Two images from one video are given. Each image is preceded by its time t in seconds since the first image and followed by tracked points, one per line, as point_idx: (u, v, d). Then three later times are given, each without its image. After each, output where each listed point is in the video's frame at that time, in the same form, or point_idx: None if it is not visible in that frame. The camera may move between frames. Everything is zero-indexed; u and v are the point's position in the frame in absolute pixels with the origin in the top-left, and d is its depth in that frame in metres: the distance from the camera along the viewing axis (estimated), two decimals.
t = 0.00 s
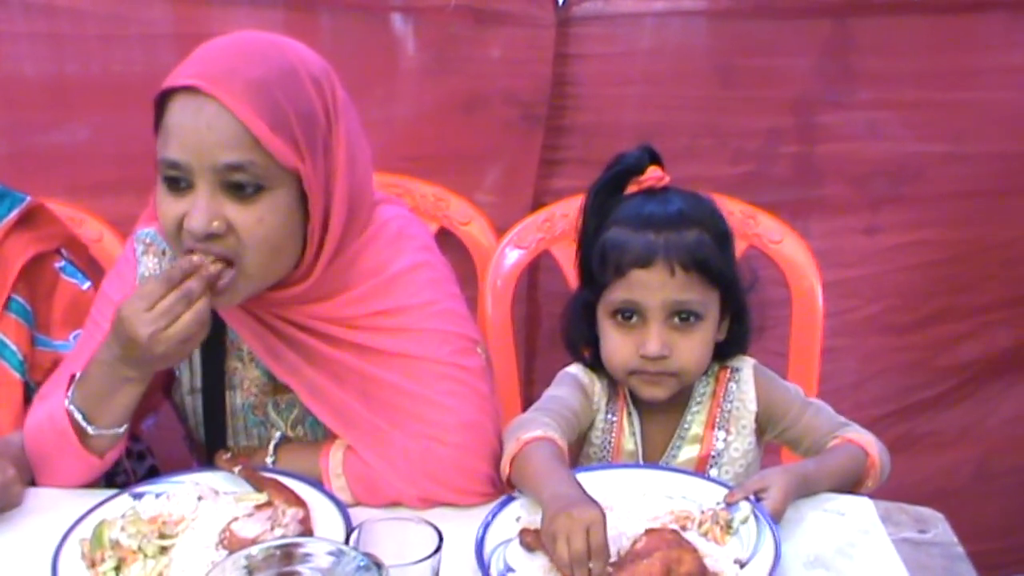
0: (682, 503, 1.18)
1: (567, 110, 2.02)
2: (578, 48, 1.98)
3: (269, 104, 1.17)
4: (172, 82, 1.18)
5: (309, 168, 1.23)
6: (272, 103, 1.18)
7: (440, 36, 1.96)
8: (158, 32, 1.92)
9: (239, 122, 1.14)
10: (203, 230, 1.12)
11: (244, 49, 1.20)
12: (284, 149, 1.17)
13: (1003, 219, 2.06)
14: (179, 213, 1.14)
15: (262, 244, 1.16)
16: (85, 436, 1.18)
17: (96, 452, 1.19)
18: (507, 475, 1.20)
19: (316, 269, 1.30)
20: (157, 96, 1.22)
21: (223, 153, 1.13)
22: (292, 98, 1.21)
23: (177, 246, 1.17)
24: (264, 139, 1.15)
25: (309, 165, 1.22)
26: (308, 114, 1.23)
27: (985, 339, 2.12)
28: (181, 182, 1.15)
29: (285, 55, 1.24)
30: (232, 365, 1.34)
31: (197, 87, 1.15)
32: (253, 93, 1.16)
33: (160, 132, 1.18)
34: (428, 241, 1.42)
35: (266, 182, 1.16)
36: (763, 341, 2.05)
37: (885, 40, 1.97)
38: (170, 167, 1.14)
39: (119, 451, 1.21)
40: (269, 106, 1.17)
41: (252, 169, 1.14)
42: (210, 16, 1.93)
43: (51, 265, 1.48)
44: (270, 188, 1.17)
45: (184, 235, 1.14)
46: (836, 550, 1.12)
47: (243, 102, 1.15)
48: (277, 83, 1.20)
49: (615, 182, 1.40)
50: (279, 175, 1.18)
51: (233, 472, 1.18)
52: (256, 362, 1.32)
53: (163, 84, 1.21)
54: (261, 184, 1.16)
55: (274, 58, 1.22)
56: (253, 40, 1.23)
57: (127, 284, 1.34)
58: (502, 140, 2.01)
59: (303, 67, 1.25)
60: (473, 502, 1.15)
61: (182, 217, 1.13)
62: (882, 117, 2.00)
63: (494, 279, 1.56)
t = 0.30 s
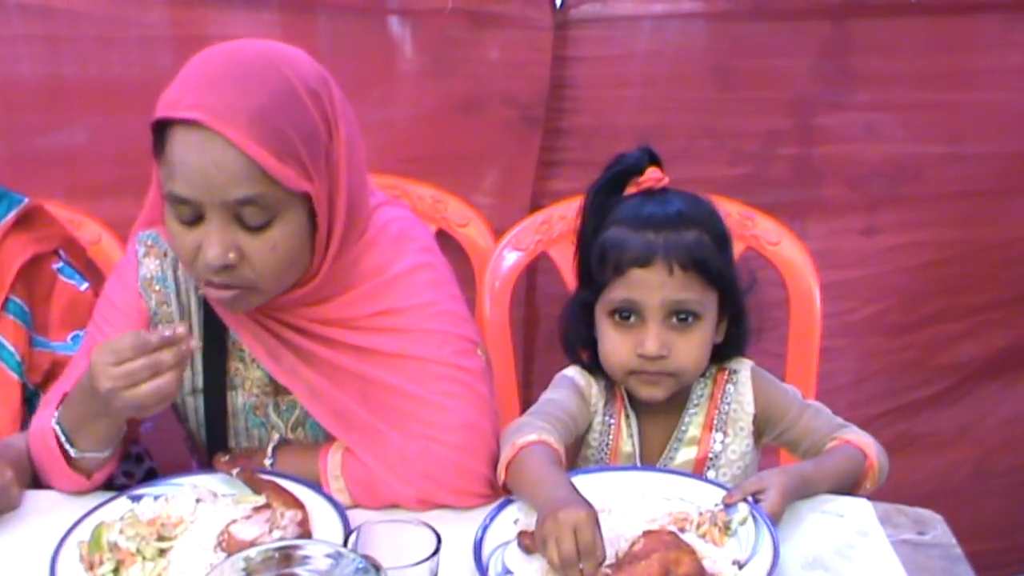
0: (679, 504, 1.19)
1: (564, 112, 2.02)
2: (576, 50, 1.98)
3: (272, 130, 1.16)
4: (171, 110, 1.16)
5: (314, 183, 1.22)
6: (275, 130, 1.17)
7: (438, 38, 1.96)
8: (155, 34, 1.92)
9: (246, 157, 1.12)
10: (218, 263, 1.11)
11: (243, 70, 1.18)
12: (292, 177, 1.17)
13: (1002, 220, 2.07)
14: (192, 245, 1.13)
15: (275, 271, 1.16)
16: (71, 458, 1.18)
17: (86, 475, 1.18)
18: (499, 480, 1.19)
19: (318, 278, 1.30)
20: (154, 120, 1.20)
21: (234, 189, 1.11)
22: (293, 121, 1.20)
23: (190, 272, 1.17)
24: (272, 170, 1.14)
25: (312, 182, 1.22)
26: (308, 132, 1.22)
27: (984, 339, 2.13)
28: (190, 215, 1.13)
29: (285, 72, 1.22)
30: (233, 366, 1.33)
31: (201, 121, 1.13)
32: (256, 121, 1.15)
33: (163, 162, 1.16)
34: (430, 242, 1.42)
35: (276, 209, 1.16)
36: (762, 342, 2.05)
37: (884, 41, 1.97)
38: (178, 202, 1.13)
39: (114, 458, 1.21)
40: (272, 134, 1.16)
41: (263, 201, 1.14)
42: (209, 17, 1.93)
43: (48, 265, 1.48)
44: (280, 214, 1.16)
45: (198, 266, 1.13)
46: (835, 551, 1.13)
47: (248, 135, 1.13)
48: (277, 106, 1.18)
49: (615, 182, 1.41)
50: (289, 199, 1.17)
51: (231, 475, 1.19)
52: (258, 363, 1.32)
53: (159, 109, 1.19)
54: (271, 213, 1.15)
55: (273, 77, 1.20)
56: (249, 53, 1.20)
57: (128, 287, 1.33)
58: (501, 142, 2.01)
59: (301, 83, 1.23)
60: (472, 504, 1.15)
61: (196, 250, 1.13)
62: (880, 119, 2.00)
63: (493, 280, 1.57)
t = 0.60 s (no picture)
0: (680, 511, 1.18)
1: (566, 116, 2.01)
2: (577, 54, 1.98)
3: (286, 153, 1.15)
4: (184, 128, 1.14)
5: (326, 203, 1.22)
6: (287, 150, 1.15)
7: (438, 41, 1.95)
8: (155, 36, 1.92)
9: (259, 182, 1.11)
10: (231, 284, 1.11)
11: (258, 90, 1.16)
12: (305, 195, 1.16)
13: (1004, 226, 2.06)
14: (203, 263, 1.13)
15: (288, 286, 1.16)
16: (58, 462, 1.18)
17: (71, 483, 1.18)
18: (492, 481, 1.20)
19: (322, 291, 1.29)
20: (164, 131, 1.18)
21: (246, 216, 1.11)
22: (308, 146, 1.18)
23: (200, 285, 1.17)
24: (286, 195, 1.13)
25: (324, 203, 1.22)
26: (322, 150, 1.21)
27: (985, 345, 2.12)
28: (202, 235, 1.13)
29: (300, 89, 1.20)
30: (236, 368, 1.33)
31: (213, 144, 1.12)
32: (270, 145, 1.14)
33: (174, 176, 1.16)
34: (437, 248, 1.40)
35: (289, 230, 1.16)
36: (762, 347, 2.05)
37: (886, 46, 1.97)
38: (190, 224, 1.12)
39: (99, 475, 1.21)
40: (286, 158, 1.15)
41: (277, 225, 1.13)
42: (208, 18, 1.92)
43: (48, 267, 1.47)
44: (293, 233, 1.16)
45: (210, 283, 1.13)
46: (836, 559, 1.12)
47: (261, 159, 1.12)
48: (294, 133, 1.17)
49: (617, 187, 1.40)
50: (302, 220, 1.17)
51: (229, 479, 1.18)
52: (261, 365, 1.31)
53: (171, 122, 1.17)
54: (285, 233, 1.15)
55: (289, 97, 1.18)
56: (264, 69, 1.18)
57: (133, 288, 1.32)
58: (501, 145, 2.01)
59: (314, 99, 1.21)
60: (472, 511, 1.15)
61: (209, 269, 1.13)
62: (881, 124, 2.00)
63: (493, 285, 1.56)
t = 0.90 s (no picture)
0: (689, 512, 1.17)
1: (568, 114, 2.00)
2: (580, 51, 1.96)
3: (299, 146, 1.14)
4: (197, 117, 1.14)
5: (336, 198, 1.21)
6: (299, 144, 1.14)
7: (440, 40, 1.94)
8: (153, 35, 1.91)
9: (271, 175, 1.10)
10: (239, 277, 1.10)
11: (272, 84, 1.15)
12: (315, 190, 1.15)
13: (1010, 224, 2.04)
14: (212, 254, 1.13)
15: (296, 282, 1.15)
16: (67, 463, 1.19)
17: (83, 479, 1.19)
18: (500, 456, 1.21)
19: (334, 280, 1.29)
20: (177, 121, 1.18)
21: (257, 208, 1.10)
22: (320, 138, 1.17)
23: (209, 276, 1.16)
24: (298, 190, 1.12)
25: (333, 197, 1.20)
26: (334, 147, 1.20)
27: (991, 344, 2.10)
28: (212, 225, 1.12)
29: (314, 84, 1.19)
30: (242, 366, 1.32)
31: (226, 134, 1.11)
32: (283, 137, 1.13)
33: (185, 166, 1.15)
34: (446, 248, 1.39)
35: (299, 224, 1.15)
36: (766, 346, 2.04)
37: (889, 44, 1.96)
38: (200, 214, 1.11)
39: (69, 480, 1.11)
40: (297, 151, 1.14)
41: (287, 219, 1.12)
42: (207, 16, 1.91)
43: (49, 267, 1.45)
44: (303, 228, 1.15)
45: (219, 275, 1.12)
46: (847, 560, 1.11)
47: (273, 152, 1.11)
48: (306, 126, 1.16)
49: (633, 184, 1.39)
50: (313, 215, 1.16)
51: (235, 482, 1.16)
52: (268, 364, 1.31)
53: (184, 112, 1.17)
54: (295, 228, 1.14)
55: (302, 92, 1.17)
56: (279, 64, 1.18)
57: (139, 287, 1.33)
58: (503, 144, 1.99)
59: (327, 94, 1.20)
60: (479, 511, 1.14)
61: (217, 259, 1.12)
62: (885, 122, 1.99)
63: (496, 284, 1.54)
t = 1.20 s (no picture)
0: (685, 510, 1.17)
1: (564, 112, 1.99)
2: (577, 47, 1.96)
3: (304, 137, 1.14)
4: (201, 106, 1.14)
5: (339, 189, 1.20)
6: (304, 135, 1.14)
7: (436, 37, 1.94)
8: (149, 32, 1.90)
9: (275, 164, 1.10)
10: (241, 266, 1.10)
11: (276, 75, 1.15)
12: (319, 181, 1.15)
13: (1009, 221, 2.04)
14: (214, 244, 1.13)
15: (298, 274, 1.15)
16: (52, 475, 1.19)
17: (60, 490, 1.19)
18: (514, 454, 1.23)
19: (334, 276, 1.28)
20: (181, 113, 1.17)
21: (261, 196, 1.10)
22: (325, 128, 1.17)
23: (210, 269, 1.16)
24: (301, 179, 1.12)
25: (337, 189, 1.20)
26: (338, 141, 1.20)
27: (991, 342, 2.10)
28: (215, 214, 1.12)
29: (320, 75, 1.19)
30: (242, 362, 1.31)
31: (230, 123, 1.11)
32: (287, 127, 1.13)
33: (188, 157, 1.15)
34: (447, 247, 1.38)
35: (303, 215, 1.15)
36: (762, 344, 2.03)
37: (885, 41, 1.95)
38: (203, 202, 1.11)
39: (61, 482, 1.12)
40: (302, 141, 1.14)
41: (290, 209, 1.12)
42: (202, 14, 1.91)
43: (41, 266, 1.44)
44: (307, 220, 1.15)
45: (221, 266, 1.12)
46: (845, 559, 1.11)
47: (277, 141, 1.11)
48: (311, 116, 1.16)
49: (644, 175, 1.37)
50: (316, 207, 1.16)
51: (230, 482, 1.17)
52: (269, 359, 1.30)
53: (188, 102, 1.16)
54: (299, 219, 1.14)
55: (306, 82, 1.17)
56: (285, 53, 1.17)
57: (139, 283, 1.32)
58: (498, 141, 1.99)
59: (332, 85, 1.20)
60: (478, 511, 1.14)
61: (219, 249, 1.12)
62: (882, 118, 1.98)
63: (492, 282, 1.54)
